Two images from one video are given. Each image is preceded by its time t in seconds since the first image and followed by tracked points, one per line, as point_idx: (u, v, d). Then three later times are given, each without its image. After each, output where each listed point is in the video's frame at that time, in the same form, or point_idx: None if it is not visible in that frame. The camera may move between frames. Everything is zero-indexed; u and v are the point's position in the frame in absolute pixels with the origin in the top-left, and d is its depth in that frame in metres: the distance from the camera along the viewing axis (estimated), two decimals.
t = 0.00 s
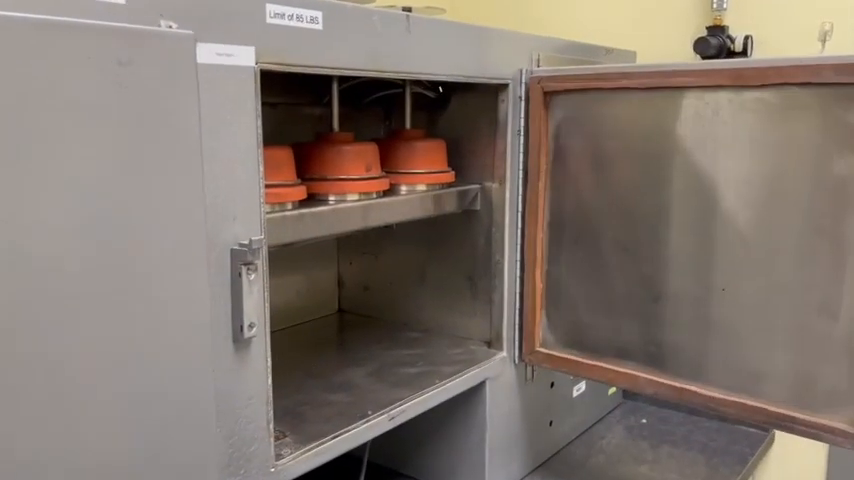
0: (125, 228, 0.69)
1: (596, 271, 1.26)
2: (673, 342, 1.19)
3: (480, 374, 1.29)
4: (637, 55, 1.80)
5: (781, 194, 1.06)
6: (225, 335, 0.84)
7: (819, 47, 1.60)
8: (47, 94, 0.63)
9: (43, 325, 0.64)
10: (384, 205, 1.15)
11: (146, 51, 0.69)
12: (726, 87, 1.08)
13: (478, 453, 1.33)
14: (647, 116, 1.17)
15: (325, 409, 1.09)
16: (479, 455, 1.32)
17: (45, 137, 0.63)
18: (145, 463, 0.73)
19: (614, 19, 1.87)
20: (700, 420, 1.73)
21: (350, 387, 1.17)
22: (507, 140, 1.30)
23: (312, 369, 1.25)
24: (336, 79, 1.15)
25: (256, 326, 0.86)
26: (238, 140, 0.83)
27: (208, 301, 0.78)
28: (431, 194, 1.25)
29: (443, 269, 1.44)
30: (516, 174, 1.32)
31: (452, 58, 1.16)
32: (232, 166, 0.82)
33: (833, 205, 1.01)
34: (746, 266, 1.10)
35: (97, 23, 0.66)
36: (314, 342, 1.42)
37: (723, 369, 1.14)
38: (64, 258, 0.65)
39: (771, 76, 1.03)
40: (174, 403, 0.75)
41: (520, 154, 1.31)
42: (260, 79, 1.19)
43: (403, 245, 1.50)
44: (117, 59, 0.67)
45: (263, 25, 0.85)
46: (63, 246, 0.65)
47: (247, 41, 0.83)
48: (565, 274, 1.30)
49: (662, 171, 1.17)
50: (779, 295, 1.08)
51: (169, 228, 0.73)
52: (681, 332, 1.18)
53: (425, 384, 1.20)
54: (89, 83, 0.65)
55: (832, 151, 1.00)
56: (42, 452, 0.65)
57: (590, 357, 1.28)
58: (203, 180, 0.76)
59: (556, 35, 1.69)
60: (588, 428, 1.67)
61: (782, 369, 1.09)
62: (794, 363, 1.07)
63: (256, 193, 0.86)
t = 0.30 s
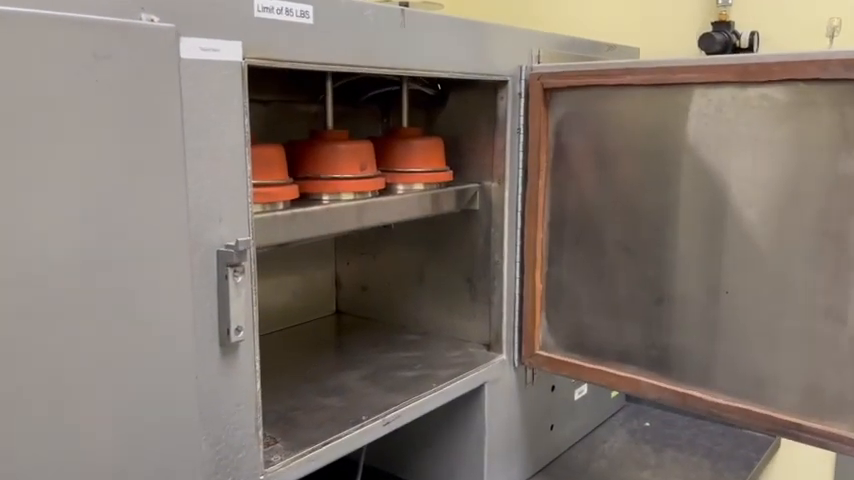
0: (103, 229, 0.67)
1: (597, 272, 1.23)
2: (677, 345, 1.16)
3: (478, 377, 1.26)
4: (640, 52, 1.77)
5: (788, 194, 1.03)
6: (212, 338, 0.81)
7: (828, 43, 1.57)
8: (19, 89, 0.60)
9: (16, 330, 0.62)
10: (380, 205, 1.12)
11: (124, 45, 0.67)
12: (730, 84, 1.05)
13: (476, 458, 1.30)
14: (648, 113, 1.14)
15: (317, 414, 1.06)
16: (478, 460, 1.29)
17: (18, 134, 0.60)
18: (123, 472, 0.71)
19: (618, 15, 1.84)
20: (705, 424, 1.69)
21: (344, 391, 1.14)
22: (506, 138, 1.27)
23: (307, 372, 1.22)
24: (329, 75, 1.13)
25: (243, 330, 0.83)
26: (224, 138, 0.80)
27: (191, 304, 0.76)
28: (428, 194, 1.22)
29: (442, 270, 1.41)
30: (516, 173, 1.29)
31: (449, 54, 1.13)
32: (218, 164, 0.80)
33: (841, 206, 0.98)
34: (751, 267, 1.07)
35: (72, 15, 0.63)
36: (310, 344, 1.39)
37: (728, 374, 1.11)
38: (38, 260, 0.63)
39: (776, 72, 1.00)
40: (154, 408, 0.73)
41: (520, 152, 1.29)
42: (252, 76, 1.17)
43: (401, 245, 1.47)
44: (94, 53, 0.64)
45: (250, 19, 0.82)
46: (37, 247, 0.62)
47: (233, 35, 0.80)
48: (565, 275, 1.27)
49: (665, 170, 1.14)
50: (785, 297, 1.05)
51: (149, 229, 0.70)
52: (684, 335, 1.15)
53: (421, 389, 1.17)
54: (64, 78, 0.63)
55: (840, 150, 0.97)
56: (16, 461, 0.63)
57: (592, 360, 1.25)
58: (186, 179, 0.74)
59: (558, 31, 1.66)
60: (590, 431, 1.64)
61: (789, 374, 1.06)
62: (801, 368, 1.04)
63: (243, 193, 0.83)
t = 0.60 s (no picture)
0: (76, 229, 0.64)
1: (601, 274, 1.19)
2: (683, 350, 1.12)
3: (479, 382, 1.22)
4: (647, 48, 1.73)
5: (799, 194, 0.99)
6: (197, 344, 0.78)
7: (839, 38, 1.53)
8: None
9: None
10: (376, 205, 1.09)
11: (98, 38, 0.63)
12: (739, 80, 1.01)
13: (476, 465, 1.26)
14: (654, 111, 1.10)
15: (311, 421, 1.03)
16: (478, 468, 1.26)
17: None
18: None
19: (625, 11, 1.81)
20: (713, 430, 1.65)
21: (340, 397, 1.11)
22: (507, 136, 1.24)
23: (302, 377, 1.19)
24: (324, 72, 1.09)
25: (231, 336, 0.80)
26: (210, 135, 0.77)
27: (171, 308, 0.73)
28: (428, 194, 1.19)
29: (442, 271, 1.38)
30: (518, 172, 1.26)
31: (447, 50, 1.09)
32: (204, 163, 0.76)
33: None
34: (761, 270, 1.04)
35: (41, 6, 0.60)
36: (307, 348, 1.36)
37: (736, 380, 1.08)
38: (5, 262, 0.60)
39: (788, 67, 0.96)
40: (131, 417, 0.70)
41: (522, 151, 1.25)
42: (246, 74, 1.14)
43: (400, 246, 1.44)
44: (65, 46, 0.61)
45: (237, 12, 0.79)
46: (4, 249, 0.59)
47: (218, 29, 0.77)
48: (569, 277, 1.23)
49: (671, 170, 1.10)
50: (796, 301, 1.01)
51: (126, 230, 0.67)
52: (691, 340, 1.11)
53: (420, 394, 1.14)
54: (32, 72, 0.59)
55: None
56: None
57: (596, 365, 1.21)
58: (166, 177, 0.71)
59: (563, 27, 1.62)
60: (595, 436, 1.60)
61: (800, 382, 1.02)
62: (812, 375, 1.00)
63: (231, 193, 0.80)
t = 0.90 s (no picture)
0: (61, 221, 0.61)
1: (610, 272, 1.16)
2: (696, 349, 1.09)
3: (485, 382, 1.19)
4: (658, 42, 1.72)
5: (817, 189, 0.95)
6: (193, 343, 0.75)
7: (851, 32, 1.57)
8: None
9: None
10: (379, 199, 1.06)
11: (85, 23, 0.61)
12: (755, 71, 0.98)
13: (482, 467, 1.23)
14: (665, 104, 1.07)
15: (312, 422, 1.00)
16: (484, 470, 1.23)
17: None
18: None
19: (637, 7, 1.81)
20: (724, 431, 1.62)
21: (342, 397, 1.08)
22: (514, 131, 1.21)
23: (303, 377, 1.16)
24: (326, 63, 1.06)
25: (227, 334, 0.77)
26: (206, 126, 0.74)
27: (163, 304, 0.70)
28: (432, 189, 1.16)
29: (447, 269, 1.35)
30: (525, 167, 1.22)
31: (453, 40, 1.06)
32: (198, 155, 0.74)
33: None
34: (776, 268, 1.00)
35: None
36: (310, 347, 1.34)
37: (750, 382, 1.04)
38: None
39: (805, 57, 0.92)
40: (121, 418, 0.68)
41: (529, 145, 1.22)
42: (245, 66, 1.11)
43: (404, 243, 1.41)
44: (51, 31, 0.59)
45: None
46: None
47: (214, 16, 0.74)
48: (576, 275, 1.20)
49: (683, 164, 1.07)
50: (812, 300, 0.97)
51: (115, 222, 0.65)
52: (703, 339, 1.08)
53: (422, 395, 1.11)
54: (16, 57, 0.57)
55: None
56: None
57: (605, 365, 1.18)
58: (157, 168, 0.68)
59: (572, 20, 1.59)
60: (603, 438, 1.57)
61: (816, 384, 0.98)
62: (830, 376, 0.97)
63: (227, 186, 0.77)
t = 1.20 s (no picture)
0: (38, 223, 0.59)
1: (621, 277, 1.12)
2: (709, 358, 1.05)
3: (490, 391, 1.15)
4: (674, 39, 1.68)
5: (838, 192, 0.91)
6: (183, 354, 0.72)
7: None
8: None
9: None
10: (380, 203, 1.02)
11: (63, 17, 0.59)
12: (773, 69, 0.93)
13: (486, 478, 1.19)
14: (679, 103, 1.03)
15: (310, 433, 0.97)
16: None
17: None
18: None
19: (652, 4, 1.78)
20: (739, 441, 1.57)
21: (342, 406, 1.05)
22: (521, 131, 1.17)
23: (303, 384, 1.13)
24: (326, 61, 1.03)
25: (219, 344, 0.74)
26: (197, 127, 0.70)
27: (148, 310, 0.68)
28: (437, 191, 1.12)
29: (452, 273, 1.31)
30: (533, 168, 1.19)
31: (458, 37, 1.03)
32: (188, 156, 0.70)
33: None
34: (794, 275, 0.96)
35: None
36: (311, 352, 1.30)
37: (765, 393, 1.00)
38: None
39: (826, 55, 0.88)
40: (103, 428, 0.65)
41: (537, 145, 1.18)
42: (243, 63, 1.08)
43: (409, 246, 1.37)
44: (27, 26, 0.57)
45: None
46: None
47: (207, 10, 0.70)
48: (585, 280, 1.16)
49: (697, 166, 1.03)
50: (832, 309, 0.93)
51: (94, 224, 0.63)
52: (717, 348, 1.04)
53: (424, 405, 1.07)
54: None
55: None
56: None
57: (615, 374, 1.14)
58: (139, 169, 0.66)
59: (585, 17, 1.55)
60: (613, 446, 1.53)
61: (835, 398, 0.94)
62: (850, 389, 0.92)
63: (220, 189, 0.74)
